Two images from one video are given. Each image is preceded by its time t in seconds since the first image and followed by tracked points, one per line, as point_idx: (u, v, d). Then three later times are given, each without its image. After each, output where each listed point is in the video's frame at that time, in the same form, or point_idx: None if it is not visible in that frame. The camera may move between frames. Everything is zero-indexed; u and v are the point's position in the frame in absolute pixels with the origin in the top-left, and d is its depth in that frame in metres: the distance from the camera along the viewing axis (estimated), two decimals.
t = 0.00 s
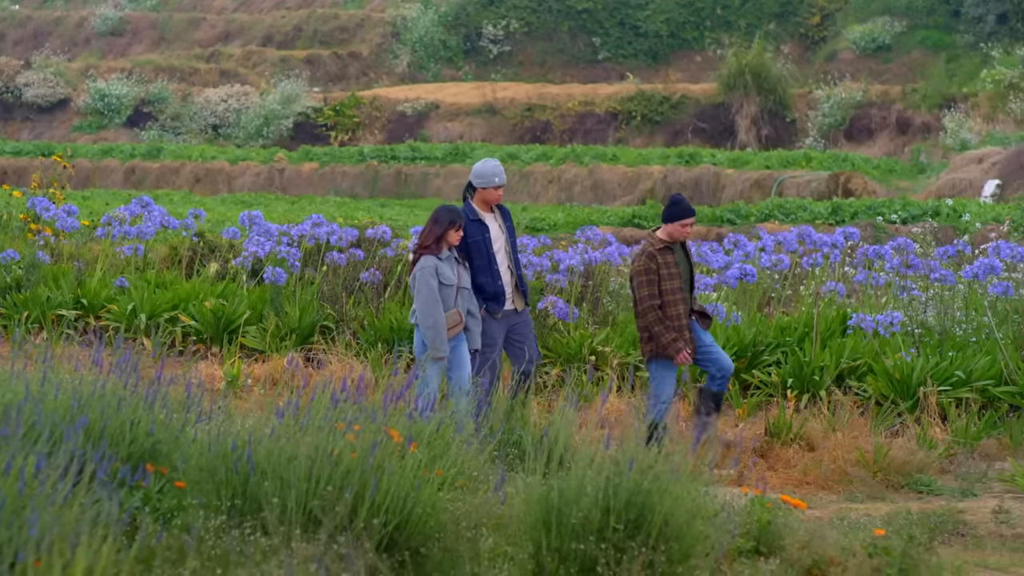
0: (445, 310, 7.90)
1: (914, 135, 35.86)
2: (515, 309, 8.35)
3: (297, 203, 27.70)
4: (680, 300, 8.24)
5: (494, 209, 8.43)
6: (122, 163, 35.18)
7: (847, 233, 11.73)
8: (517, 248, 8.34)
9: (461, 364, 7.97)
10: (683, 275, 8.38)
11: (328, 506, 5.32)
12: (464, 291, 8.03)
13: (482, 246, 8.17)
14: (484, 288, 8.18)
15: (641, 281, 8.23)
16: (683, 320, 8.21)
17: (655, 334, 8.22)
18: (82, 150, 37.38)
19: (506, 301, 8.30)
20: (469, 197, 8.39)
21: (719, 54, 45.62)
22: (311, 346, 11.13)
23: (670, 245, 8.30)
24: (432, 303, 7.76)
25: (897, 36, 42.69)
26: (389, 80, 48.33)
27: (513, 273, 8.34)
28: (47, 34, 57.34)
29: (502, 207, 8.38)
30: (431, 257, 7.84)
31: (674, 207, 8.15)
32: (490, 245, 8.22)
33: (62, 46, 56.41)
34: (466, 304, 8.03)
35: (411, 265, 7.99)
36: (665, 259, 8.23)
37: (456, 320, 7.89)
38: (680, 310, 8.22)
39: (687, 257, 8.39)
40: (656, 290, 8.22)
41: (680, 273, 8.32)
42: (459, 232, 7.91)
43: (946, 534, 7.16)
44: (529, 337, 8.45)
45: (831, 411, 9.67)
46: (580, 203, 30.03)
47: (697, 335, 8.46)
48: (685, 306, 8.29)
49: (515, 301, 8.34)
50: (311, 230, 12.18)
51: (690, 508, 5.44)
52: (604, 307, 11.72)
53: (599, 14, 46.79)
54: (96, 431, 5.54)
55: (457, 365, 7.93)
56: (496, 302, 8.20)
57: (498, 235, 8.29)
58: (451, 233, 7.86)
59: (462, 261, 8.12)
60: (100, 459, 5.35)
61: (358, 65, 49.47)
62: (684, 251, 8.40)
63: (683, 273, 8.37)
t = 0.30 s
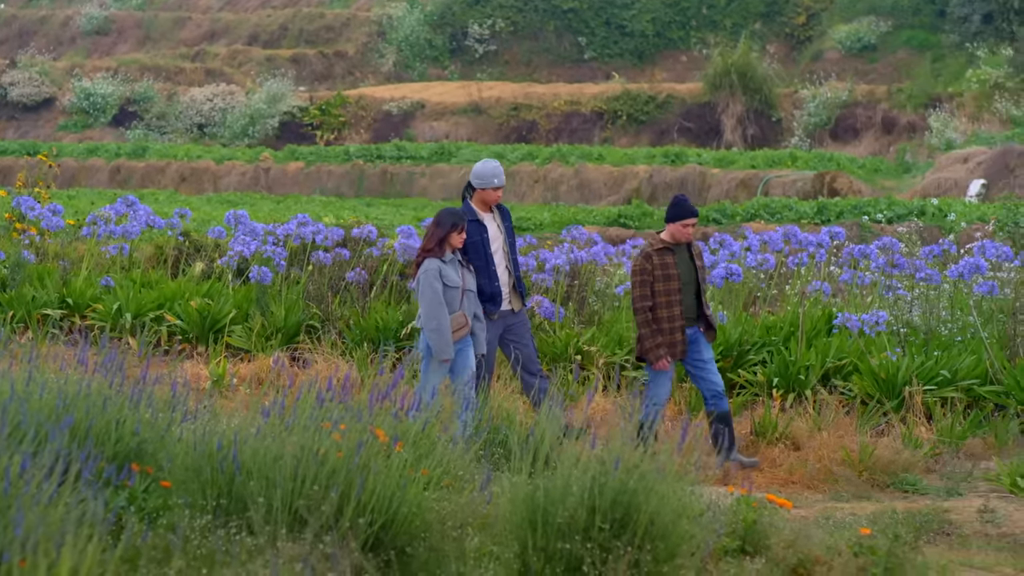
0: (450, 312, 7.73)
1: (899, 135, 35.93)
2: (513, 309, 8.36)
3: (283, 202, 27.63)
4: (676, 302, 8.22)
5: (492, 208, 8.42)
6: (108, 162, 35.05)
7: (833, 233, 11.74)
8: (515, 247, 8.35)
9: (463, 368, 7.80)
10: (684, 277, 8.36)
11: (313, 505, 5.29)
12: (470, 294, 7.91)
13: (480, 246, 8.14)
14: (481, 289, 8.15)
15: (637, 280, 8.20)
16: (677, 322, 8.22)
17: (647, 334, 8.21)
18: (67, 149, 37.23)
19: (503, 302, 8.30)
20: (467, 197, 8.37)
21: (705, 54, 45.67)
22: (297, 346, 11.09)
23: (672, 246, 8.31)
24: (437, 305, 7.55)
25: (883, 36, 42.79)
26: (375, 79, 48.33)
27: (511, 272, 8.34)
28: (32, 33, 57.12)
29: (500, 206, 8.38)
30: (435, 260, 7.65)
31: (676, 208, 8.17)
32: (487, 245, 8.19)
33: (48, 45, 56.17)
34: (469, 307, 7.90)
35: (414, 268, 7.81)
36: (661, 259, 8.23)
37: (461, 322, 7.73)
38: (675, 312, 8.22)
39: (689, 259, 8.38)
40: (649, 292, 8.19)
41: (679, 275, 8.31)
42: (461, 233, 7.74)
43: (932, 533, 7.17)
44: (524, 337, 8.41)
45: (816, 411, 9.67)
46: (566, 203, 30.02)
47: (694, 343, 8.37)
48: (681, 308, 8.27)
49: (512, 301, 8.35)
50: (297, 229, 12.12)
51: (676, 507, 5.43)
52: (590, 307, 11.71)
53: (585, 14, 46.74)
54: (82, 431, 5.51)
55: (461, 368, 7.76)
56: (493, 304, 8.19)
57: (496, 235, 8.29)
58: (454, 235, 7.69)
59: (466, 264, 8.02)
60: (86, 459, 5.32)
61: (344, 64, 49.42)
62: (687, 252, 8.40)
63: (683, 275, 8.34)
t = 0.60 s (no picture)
0: (461, 311, 7.78)
1: (887, 135, 36.05)
2: (520, 313, 8.33)
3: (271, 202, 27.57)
4: (684, 298, 8.27)
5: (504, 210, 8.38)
6: (95, 162, 34.93)
7: (819, 233, 11.73)
8: (526, 250, 8.32)
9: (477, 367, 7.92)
10: (699, 276, 8.40)
11: (301, 505, 5.27)
12: (480, 293, 7.94)
13: (489, 246, 8.13)
14: (488, 291, 8.15)
15: (648, 271, 8.31)
16: (683, 318, 8.26)
17: (652, 326, 8.31)
18: (54, 149, 37.10)
19: (511, 304, 8.28)
20: (478, 197, 8.34)
21: (692, 54, 45.72)
22: (285, 345, 11.06)
23: (692, 243, 8.40)
24: (449, 305, 7.62)
25: (870, 35, 42.88)
26: (364, 78, 48.42)
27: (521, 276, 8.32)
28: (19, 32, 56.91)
29: (512, 209, 8.33)
30: (444, 260, 7.70)
31: (698, 204, 8.26)
32: (497, 246, 8.18)
33: (35, 44, 56.01)
34: (481, 304, 7.94)
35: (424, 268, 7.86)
36: (675, 254, 8.33)
37: (473, 322, 7.78)
38: (681, 308, 8.26)
39: (709, 258, 8.43)
40: (656, 284, 8.29)
41: (693, 273, 8.37)
42: (470, 233, 7.80)
43: (919, 533, 7.17)
44: (529, 341, 8.40)
45: (804, 411, 9.66)
46: (554, 202, 29.99)
47: (703, 343, 8.38)
48: (689, 305, 8.30)
49: (521, 304, 8.33)
50: (284, 229, 12.06)
51: (664, 507, 5.42)
52: (578, 307, 11.63)
53: (573, 14, 46.68)
54: (69, 431, 5.46)
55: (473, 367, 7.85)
56: (500, 305, 8.18)
57: (507, 236, 8.27)
58: (462, 234, 7.75)
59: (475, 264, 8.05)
60: (72, 459, 5.28)
61: (332, 64, 49.42)
62: (707, 252, 8.44)
63: (698, 273, 8.40)
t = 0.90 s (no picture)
0: (466, 313, 7.76)
1: (873, 134, 36.14)
2: (537, 311, 8.27)
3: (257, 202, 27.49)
4: (696, 292, 8.24)
5: (526, 208, 8.36)
6: (80, 161, 34.79)
7: (806, 232, 11.75)
8: (545, 248, 8.28)
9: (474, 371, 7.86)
10: (713, 272, 8.37)
11: (287, 505, 5.24)
12: (483, 295, 7.89)
13: (507, 241, 8.12)
14: (504, 286, 8.12)
15: (662, 266, 8.32)
16: (696, 312, 8.21)
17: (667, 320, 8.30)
18: (40, 148, 36.95)
19: (528, 301, 8.21)
20: (500, 193, 8.32)
21: (679, 54, 45.77)
22: (271, 345, 11.02)
23: (705, 238, 8.37)
24: (453, 307, 7.55)
25: (856, 35, 42.97)
26: (349, 78, 48.41)
27: (540, 274, 8.26)
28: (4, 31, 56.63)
29: (532, 207, 8.31)
30: (449, 261, 7.66)
31: (713, 199, 8.23)
32: (516, 240, 8.16)
33: (20, 43, 55.76)
34: (485, 307, 7.90)
35: (427, 269, 7.80)
36: (688, 248, 8.32)
37: (476, 324, 7.76)
38: (694, 301, 8.22)
39: (722, 254, 8.41)
40: (669, 278, 8.31)
41: (706, 267, 8.34)
42: (476, 234, 7.78)
43: (905, 532, 7.17)
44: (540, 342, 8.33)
45: (789, 410, 9.66)
46: (540, 202, 29.97)
47: (714, 340, 8.37)
48: (703, 299, 8.26)
49: (538, 303, 8.26)
50: (270, 229, 12.00)
51: (650, 507, 5.41)
52: (565, 307, 11.58)
53: (559, 14, 46.65)
54: (55, 432, 5.43)
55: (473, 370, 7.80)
56: (516, 300, 8.12)
57: (527, 234, 8.24)
58: (468, 235, 7.73)
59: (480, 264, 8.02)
60: (58, 459, 5.25)
61: (318, 63, 49.33)
62: (720, 248, 8.43)
63: (711, 268, 8.37)
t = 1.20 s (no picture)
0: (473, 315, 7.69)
1: (860, 135, 36.19)
2: (537, 313, 8.19)
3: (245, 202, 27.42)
4: (699, 292, 8.23)
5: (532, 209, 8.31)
6: (68, 161, 34.69)
7: (794, 232, 11.75)
8: (549, 250, 8.26)
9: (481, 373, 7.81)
10: (714, 272, 8.36)
11: (274, 505, 5.22)
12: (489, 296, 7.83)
13: (515, 240, 8.05)
14: (510, 285, 8.01)
15: (663, 267, 8.30)
16: (700, 313, 8.19)
17: (671, 322, 8.28)
18: (27, 148, 36.85)
19: (530, 302, 8.15)
20: (508, 192, 8.25)
21: (667, 54, 45.81)
22: (259, 345, 10.98)
23: (706, 239, 8.34)
24: (463, 309, 7.51)
25: (844, 36, 43.04)
26: (337, 78, 48.29)
27: (542, 276, 8.21)
28: None
29: (539, 208, 8.26)
30: (457, 262, 7.58)
31: (713, 199, 8.20)
32: (523, 241, 8.11)
33: (8, 43, 55.58)
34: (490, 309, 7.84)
35: (433, 270, 7.72)
36: (690, 249, 8.29)
37: (484, 326, 7.69)
38: (698, 303, 8.20)
39: (723, 254, 8.38)
40: (672, 279, 8.29)
41: (708, 268, 8.32)
42: (480, 235, 7.70)
43: (892, 532, 7.17)
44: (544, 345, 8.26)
45: (777, 410, 9.66)
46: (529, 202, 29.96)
47: (717, 342, 8.37)
48: (706, 300, 8.26)
49: (539, 304, 8.20)
50: (258, 229, 11.94)
51: (638, 507, 5.41)
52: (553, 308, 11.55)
53: (547, 14, 46.63)
54: (42, 431, 5.41)
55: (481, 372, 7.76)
56: (519, 299, 8.04)
57: (533, 235, 8.20)
58: (473, 237, 7.65)
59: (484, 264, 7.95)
60: (45, 459, 5.22)
61: (306, 63, 49.26)
62: (722, 249, 8.40)
63: (713, 269, 8.35)
